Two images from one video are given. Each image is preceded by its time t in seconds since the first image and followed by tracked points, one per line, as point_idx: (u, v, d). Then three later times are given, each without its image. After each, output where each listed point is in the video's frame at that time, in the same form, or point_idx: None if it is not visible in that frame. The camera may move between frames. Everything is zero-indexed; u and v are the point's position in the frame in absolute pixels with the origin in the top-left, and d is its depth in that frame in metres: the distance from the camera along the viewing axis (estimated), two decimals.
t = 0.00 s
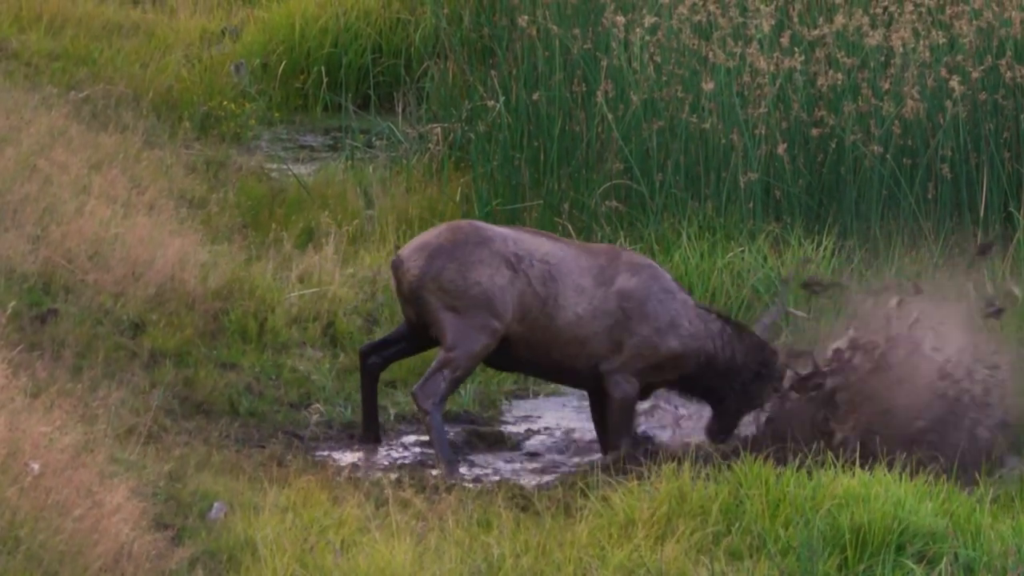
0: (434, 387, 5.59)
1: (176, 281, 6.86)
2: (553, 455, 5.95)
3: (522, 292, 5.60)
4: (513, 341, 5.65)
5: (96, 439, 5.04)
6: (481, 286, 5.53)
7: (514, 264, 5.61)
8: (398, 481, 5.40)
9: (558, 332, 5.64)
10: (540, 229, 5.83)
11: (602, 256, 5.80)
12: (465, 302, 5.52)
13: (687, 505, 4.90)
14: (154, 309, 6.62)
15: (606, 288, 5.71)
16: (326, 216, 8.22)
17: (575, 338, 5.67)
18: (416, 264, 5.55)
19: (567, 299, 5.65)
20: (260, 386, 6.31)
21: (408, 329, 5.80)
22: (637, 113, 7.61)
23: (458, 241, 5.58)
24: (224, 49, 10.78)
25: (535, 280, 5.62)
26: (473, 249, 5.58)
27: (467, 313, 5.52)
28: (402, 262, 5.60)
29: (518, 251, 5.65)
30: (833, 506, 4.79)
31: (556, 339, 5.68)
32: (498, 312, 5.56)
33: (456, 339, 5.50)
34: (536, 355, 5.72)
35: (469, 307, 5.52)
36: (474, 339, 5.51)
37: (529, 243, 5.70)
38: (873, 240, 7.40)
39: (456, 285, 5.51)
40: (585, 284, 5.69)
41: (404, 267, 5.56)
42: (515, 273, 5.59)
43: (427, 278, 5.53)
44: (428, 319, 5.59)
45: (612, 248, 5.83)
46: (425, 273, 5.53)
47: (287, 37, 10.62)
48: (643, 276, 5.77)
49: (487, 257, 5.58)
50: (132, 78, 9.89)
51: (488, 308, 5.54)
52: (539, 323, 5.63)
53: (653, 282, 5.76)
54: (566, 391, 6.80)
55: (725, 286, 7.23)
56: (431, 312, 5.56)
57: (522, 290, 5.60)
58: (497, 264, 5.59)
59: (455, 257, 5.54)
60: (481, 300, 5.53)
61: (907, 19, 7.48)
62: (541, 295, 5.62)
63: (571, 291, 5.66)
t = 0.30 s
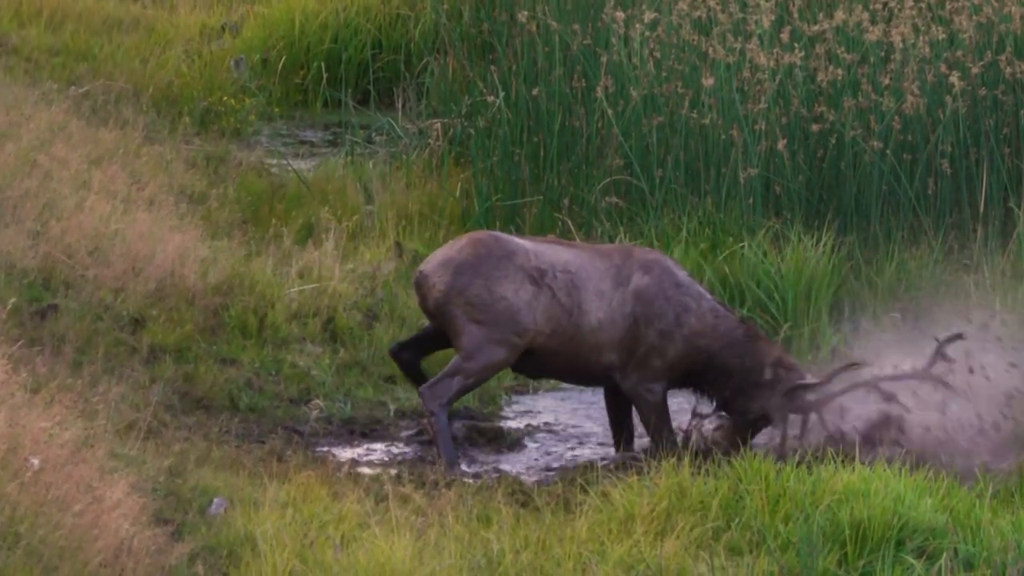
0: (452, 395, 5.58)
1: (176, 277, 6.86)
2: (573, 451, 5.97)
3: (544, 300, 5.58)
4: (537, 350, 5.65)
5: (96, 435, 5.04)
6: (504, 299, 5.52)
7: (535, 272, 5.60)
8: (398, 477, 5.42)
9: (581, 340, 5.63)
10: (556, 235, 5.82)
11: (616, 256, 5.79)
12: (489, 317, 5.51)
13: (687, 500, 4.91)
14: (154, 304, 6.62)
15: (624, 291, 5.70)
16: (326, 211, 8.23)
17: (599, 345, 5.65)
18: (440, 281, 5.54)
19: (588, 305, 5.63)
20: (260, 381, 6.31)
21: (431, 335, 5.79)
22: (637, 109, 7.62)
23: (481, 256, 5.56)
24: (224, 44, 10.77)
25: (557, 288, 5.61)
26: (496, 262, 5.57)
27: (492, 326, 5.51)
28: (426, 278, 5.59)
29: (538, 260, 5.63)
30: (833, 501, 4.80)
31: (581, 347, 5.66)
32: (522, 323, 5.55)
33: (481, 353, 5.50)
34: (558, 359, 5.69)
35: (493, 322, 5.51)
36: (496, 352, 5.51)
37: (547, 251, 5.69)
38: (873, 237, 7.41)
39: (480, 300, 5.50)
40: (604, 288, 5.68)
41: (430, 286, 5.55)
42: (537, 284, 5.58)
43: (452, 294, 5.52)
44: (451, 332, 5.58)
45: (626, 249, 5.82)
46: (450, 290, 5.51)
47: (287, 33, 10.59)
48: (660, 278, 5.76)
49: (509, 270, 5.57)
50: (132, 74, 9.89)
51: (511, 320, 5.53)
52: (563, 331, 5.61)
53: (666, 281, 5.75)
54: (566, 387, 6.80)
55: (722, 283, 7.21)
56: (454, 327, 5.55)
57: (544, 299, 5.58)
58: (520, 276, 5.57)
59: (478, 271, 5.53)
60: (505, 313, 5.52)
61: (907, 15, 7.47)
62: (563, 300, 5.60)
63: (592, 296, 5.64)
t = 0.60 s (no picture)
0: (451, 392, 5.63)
1: (175, 270, 6.86)
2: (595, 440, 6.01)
3: (528, 294, 5.55)
4: (531, 343, 5.61)
5: (95, 428, 5.04)
6: (488, 295, 5.53)
7: (519, 265, 5.57)
8: (398, 469, 5.43)
9: (568, 330, 5.57)
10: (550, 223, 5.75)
11: (607, 246, 5.68)
12: (475, 314, 5.52)
13: (686, 493, 4.91)
14: (153, 297, 6.62)
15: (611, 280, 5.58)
16: (325, 204, 8.22)
17: (587, 335, 5.57)
18: (428, 281, 5.59)
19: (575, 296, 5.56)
20: (259, 374, 6.31)
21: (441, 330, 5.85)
22: (636, 102, 7.62)
23: (466, 253, 5.59)
24: (223, 37, 10.77)
25: (542, 281, 5.56)
26: (480, 258, 5.58)
27: (478, 323, 5.52)
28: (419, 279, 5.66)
29: (522, 251, 5.60)
30: (832, 493, 4.80)
31: (571, 338, 5.59)
32: (509, 318, 5.54)
33: (469, 350, 5.52)
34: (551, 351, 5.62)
35: (479, 318, 5.52)
36: (484, 348, 5.52)
37: (535, 241, 5.64)
38: (871, 229, 7.43)
39: (466, 298, 5.54)
40: (591, 278, 5.58)
41: (419, 288, 5.62)
42: (522, 279, 5.55)
43: (440, 294, 5.57)
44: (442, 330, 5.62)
45: (619, 237, 5.69)
46: (436, 290, 5.57)
47: (286, 25, 10.60)
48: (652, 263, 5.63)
49: (494, 265, 5.57)
50: (131, 66, 9.88)
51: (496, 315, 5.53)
52: (550, 324, 5.56)
53: (652, 269, 5.61)
54: (565, 379, 6.81)
55: (722, 277, 7.22)
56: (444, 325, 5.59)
57: (529, 292, 5.55)
58: (505, 271, 5.56)
59: (464, 269, 5.56)
60: (490, 308, 5.53)
61: (906, 7, 7.46)
62: (547, 293, 5.55)
63: (578, 287, 5.56)
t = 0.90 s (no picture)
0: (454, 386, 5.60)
1: (174, 264, 6.86)
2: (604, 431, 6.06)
3: (534, 288, 5.54)
4: (534, 340, 5.60)
5: (94, 424, 5.03)
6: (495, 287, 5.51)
7: (527, 258, 5.56)
8: (396, 464, 5.43)
9: (573, 328, 5.58)
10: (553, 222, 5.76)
11: (613, 245, 5.74)
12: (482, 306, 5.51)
13: (685, 487, 4.92)
14: (152, 292, 6.62)
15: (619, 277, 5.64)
16: (323, 198, 8.23)
17: (592, 332, 5.59)
18: (433, 272, 5.56)
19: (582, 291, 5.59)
20: (258, 368, 6.31)
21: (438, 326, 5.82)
22: (635, 97, 7.63)
23: (473, 244, 5.56)
24: (222, 32, 10.77)
25: (549, 275, 5.57)
26: (487, 250, 5.55)
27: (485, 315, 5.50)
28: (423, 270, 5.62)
29: (528, 244, 5.58)
30: (830, 488, 4.81)
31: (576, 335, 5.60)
32: (514, 312, 5.53)
33: (475, 343, 5.50)
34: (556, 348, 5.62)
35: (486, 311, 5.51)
36: (489, 340, 5.51)
37: (540, 236, 5.64)
38: (870, 224, 7.43)
39: (472, 289, 5.50)
40: (598, 275, 5.63)
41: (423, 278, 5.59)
42: (529, 272, 5.55)
43: (445, 286, 5.54)
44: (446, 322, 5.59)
45: (625, 237, 5.77)
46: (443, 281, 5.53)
47: (285, 21, 10.58)
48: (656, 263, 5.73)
49: (501, 258, 5.54)
50: (130, 61, 9.88)
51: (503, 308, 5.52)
52: (554, 319, 5.56)
53: (659, 266, 5.72)
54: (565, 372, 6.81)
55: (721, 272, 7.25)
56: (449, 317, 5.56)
57: (535, 286, 5.54)
58: (512, 264, 5.54)
59: (470, 261, 5.53)
60: (496, 301, 5.51)
61: (904, 2, 7.45)
62: (553, 288, 5.55)
63: (585, 283, 5.59)
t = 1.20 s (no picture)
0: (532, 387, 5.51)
1: (173, 263, 6.86)
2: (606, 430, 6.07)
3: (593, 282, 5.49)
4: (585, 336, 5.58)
5: (93, 422, 5.03)
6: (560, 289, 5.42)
7: (575, 255, 5.49)
8: (395, 463, 5.43)
9: (621, 319, 5.62)
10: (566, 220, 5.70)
11: (628, 243, 5.80)
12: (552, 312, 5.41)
13: (684, 486, 4.92)
14: (151, 291, 6.62)
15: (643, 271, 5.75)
16: (322, 197, 8.22)
17: (632, 324, 5.66)
18: (497, 283, 5.34)
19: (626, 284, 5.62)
20: (257, 367, 6.32)
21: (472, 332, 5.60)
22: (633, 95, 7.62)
23: (530, 252, 5.39)
24: (220, 31, 10.76)
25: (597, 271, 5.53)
26: (542, 253, 5.41)
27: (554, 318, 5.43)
28: (476, 283, 5.38)
29: (574, 241, 5.51)
30: (829, 487, 4.81)
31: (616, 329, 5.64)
32: (577, 310, 5.47)
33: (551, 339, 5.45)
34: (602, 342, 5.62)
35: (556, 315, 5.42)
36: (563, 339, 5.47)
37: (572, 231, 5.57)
38: (870, 223, 7.43)
39: (543, 295, 5.37)
40: (630, 268, 5.68)
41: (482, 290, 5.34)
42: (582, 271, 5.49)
43: (510, 296, 5.35)
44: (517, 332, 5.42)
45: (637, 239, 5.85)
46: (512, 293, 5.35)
47: (284, 19, 10.57)
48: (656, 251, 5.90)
49: (556, 260, 5.42)
50: (129, 60, 9.87)
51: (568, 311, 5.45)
52: (608, 311, 5.57)
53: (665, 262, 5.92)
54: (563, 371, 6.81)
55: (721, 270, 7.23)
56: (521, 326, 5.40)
57: (593, 280, 5.49)
58: (569, 265, 5.46)
59: (535, 269, 5.38)
60: (563, 301, 5.42)
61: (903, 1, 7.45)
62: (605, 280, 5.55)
63: (626, 275, 5.63)
